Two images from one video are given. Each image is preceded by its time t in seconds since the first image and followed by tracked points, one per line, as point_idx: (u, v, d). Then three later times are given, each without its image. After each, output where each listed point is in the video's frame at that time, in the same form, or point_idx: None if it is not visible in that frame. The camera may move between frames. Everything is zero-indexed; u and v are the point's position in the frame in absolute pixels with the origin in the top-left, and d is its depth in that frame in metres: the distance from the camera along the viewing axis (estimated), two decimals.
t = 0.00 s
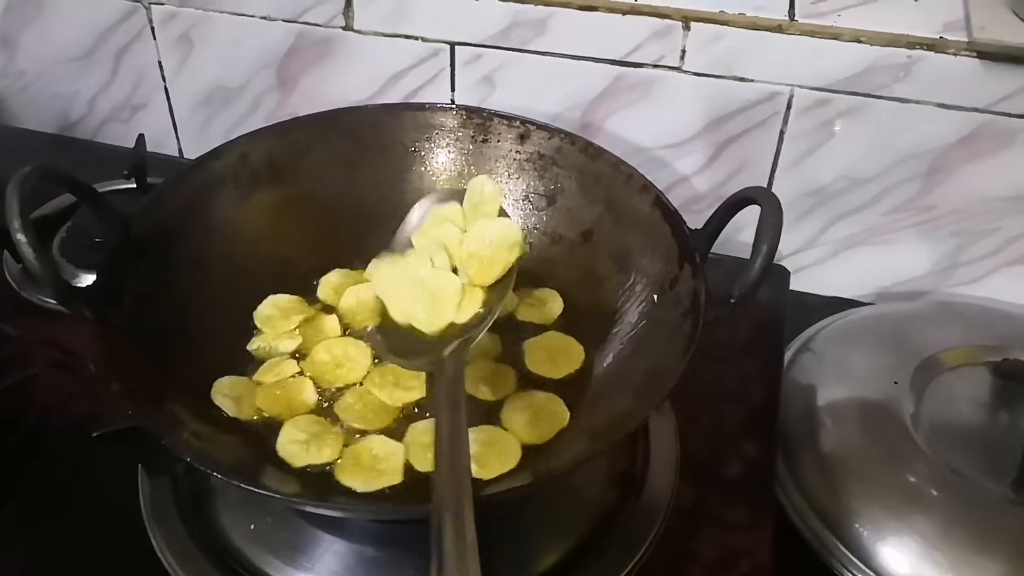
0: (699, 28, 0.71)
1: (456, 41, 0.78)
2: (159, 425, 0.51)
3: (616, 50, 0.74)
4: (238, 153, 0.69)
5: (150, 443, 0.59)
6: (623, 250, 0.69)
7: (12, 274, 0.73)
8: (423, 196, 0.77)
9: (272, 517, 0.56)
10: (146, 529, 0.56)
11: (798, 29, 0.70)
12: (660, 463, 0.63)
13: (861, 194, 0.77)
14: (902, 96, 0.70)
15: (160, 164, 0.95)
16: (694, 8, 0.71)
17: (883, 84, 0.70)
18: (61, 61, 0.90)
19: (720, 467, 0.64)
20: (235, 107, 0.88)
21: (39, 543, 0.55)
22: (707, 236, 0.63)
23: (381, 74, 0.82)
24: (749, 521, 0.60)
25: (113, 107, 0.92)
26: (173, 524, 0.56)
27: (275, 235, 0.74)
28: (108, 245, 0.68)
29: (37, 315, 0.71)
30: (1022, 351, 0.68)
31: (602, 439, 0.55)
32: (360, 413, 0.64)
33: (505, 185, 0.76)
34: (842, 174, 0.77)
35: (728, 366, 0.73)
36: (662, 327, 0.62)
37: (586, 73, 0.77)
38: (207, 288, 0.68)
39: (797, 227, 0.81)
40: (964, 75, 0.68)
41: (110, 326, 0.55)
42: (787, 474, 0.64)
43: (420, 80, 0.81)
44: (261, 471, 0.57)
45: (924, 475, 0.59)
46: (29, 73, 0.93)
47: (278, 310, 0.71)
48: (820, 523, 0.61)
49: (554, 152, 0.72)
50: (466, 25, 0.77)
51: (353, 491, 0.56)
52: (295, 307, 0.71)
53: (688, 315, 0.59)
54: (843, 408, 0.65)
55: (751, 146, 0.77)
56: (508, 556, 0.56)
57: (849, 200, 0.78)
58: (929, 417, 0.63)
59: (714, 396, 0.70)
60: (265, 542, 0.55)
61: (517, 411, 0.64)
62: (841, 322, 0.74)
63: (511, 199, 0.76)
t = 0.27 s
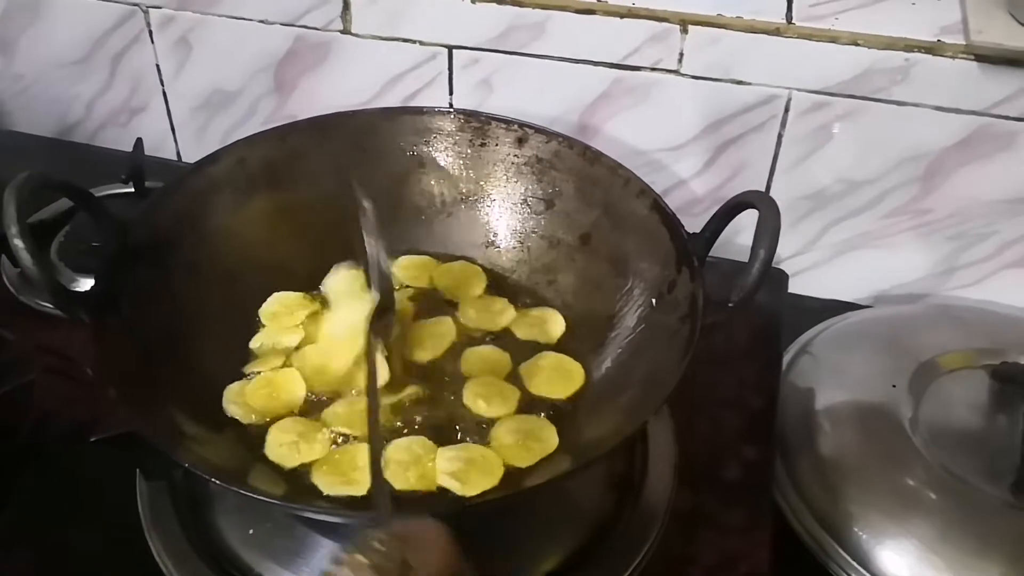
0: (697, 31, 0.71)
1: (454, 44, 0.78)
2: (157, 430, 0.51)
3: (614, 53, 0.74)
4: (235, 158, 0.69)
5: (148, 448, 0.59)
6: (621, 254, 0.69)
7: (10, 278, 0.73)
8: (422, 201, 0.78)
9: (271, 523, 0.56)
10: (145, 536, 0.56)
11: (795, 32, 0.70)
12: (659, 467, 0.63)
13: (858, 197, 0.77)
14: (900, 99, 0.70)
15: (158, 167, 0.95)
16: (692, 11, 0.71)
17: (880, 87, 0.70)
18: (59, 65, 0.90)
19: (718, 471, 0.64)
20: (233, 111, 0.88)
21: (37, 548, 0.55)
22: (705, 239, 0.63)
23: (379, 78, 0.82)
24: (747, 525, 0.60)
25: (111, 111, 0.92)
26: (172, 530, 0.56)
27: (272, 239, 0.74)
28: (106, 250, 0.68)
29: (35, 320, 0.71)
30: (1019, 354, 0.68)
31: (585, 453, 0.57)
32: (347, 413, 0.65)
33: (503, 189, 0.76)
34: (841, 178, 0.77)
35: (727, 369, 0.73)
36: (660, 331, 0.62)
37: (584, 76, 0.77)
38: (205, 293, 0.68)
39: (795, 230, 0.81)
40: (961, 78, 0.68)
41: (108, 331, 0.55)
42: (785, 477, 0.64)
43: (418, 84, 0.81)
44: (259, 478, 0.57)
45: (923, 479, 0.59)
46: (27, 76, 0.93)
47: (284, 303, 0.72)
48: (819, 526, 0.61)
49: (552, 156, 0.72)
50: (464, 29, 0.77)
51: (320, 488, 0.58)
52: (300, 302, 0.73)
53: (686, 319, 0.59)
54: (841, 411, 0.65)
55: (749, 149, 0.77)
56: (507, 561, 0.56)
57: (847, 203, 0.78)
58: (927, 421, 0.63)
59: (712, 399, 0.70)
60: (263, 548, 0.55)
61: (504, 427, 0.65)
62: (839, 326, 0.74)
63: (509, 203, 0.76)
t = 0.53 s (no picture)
0: (703, 32, 0.71)
1: (460, 45, 0.78)
2: (168, 431, 0.52)
3: (620, 55, 0.75)
4: (244, 160, 0.69)
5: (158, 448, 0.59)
6: (629, 254, 0.69)
7: (18, 280, 0.74)
8: (431, 202, 0.78)
9: (282, 522, 0.57)
10: (155, 536, 0.56)
11: (802, 33, 0.70)
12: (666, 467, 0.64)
13: (863, 198, 0.78)
14: (906, 99, 0.71)
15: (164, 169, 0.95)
16: (698, 13, 0.71)
17: (886, 87, 0.70)
18: (65, 67, 0.91)
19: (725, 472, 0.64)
20: (239, 113, 0.88)
21: (48, 549, 0.55)
22: (714, 240, 0.63)
23: (385, 79, 0.82)
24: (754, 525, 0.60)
25: (117, 113, 0.92)
26: (182, 530, 0.56)
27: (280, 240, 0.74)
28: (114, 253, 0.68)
29: (43, 322, 0.71)
30: None
31: (588, 454, 0.58)
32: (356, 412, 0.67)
33: (511, 191, 0.76)
34: (846, 178, 0.77)
35: (733, 369, 0.73)
36: (667, 332, 0.62)
37: (590, 77, 0.77)
38: (214, 294, 0.68)
39: (800, 230, 0.82)
40: (967, 79, 0.68)
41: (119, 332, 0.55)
42: (792, 478, 0.64)
43: (425, 85, 0.81)
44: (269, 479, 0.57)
45: (930, 478, 0.59)
46: (33, 79, 0.93)
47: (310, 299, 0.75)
48: (826, 526, 0.61)
49: (559, 157, 0.72)
50: (471, 30, 0.77)
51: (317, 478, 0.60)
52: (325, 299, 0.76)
53: (694, 320, 0.59)
54: (848, 411, 0.65)
55: (754, 150, 0.77)
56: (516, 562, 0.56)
57: (852, 204, 0.78)
58: (933, 421, 0.63)
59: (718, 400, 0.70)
60: (275, 549, 0.55)
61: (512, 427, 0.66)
62: (844, 326, 0.74)
63: (517, 204, 0.77)
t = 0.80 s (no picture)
0: (706, 34, 0.71)
1: (461, 48, 0.78)
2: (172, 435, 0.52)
3: (623, 57, 0.75)
4: (246, 163, 0.69)
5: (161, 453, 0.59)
6: (632, 257, 0.69)
7: (20, 284, 0.74)
8: (433, 205, 0.78)
9: (284, 527, 0.56)
10: (157, 539, 0.56)
11: (805, 35, 0.70)
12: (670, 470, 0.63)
13: (866, 200, 0.78)
14: (909, 101, 0.71)
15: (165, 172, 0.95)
16: (701, 15, 0.71)
17: (889, 90, 0.70)
18: (67, 70, 0.91)
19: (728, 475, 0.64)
20: (241, 116, 0.88)
21: (49, 554, 0.55)
22: (717, 243, 0.63)
23: (387, 82, 0.82)
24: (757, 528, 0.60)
25: (119, 115, 0.92)
26: (185, 533, 0.56)
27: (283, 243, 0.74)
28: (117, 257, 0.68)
29: (45, 325, 0.71)
30: None
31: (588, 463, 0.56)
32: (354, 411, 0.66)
33: (514, 194, 0.76)
34: (849, 181, 0.77)
35: (736, 372, 0.73)
36: (671, 335, 0.62)
37: (592, 80, 0.77)
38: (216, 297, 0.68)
39: (802, 233, 0.81)
40: (969, 81, 0.68)
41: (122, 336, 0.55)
42: (796, 480, 0.64)
43: (427, 88, 0.81)
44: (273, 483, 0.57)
45: (933, 481, 0.59)
46: (35, 81, 0.93)
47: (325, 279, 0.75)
48: (829, 529, 0.61)
49: (562, 160, 0.72)
50: (473, 33, 0.77)
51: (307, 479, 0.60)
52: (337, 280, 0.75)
53: (698, 322, 0.59)
54: (852, 413, 0.65)
55: (757, 152, 0.77)
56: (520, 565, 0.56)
57: (854, 206, 0.78)
58: (936, 423, 0.63)
59: (721, 403, 0.70)
60: (278, 553, 0.55)
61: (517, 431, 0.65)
62: (847, 328, 0.74)
63: (520, 208, 0.77)
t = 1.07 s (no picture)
0: (695, 36, 0.71)
1: (451, 49, 0.77)
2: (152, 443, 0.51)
3: (612, 59, 0.74)
4: (233, 167, 0.69)
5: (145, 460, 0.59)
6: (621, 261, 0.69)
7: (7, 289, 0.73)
8: (420, 209, 0.77)
9: (267, 534, 0.56)
10: (141, 548, 0.56)
11: (794, 37, 0.69)
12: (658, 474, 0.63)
13: (857, 202, 0.77)
14: (899, 103, 0.70)
15: (156, 175, 0.95)
16: (690, 17, 0.71)
17: (879, 92, 0.70)
18: (57, 73, 0.90)
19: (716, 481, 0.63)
20: (231, 118, 0.88)
21: (39, 559, 0.56)
22: (704, 247, 0.63)
23: (377, 84, 0.82)
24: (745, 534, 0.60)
25: (110, 118, 0.92)
26: (167, 541, 0.56)
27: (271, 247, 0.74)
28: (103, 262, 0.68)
29: (33, 330, 0.71)
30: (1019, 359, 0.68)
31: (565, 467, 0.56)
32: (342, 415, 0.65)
33: (502, 198, 0.76)
34: (840, 183, 0.76)
35: (727, 375, 0.72)
36: (660, 339, 0.61)
37: (581, 82, 0.76)
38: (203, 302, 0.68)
39: (794, 235, 0.81)
40: (960, 82, 0.68)
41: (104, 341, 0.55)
42: (786, 484, 0.64)
43: (417, 90, 0.81)
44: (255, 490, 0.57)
45: (923, 485, 0.59)
46: (25, 84, 0.92)
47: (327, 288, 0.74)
48: (818, 534, 0.61)
49: (550, 164, 0.71)
50: (462, 34, 0.76)
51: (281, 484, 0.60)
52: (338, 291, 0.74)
53: (684, 327, 0.58)
54: (842, 417, 0.65)
55: (747, 155, 0.77)
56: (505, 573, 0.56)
57: (846, 208, 0.78)
58: (927, 425, 0.62)
59: (712, 407, 0.70)
60: (260, 560, 0.55)
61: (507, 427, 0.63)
62: (839, 330, 0.73)
63: (508, 212, 0.76)
